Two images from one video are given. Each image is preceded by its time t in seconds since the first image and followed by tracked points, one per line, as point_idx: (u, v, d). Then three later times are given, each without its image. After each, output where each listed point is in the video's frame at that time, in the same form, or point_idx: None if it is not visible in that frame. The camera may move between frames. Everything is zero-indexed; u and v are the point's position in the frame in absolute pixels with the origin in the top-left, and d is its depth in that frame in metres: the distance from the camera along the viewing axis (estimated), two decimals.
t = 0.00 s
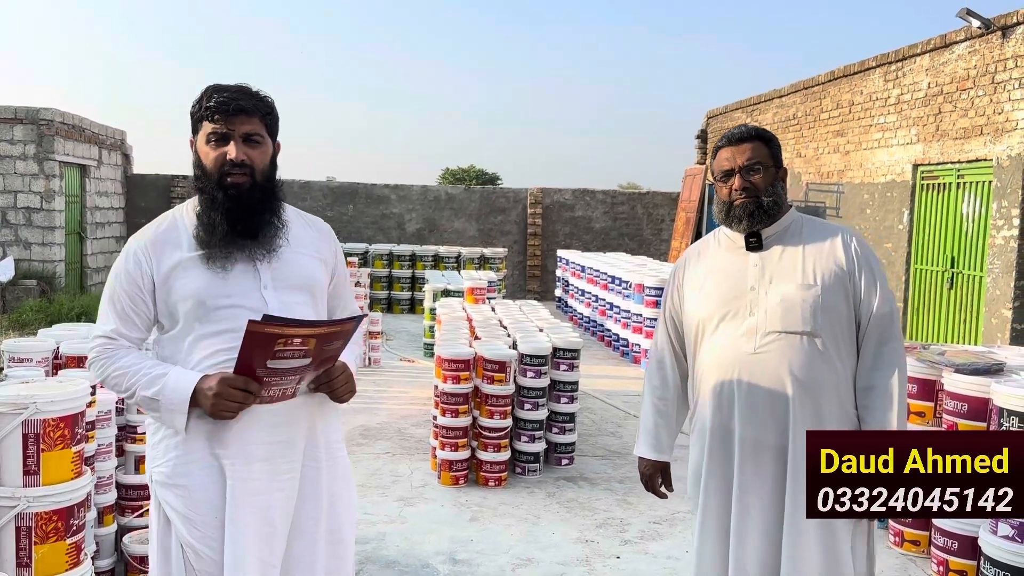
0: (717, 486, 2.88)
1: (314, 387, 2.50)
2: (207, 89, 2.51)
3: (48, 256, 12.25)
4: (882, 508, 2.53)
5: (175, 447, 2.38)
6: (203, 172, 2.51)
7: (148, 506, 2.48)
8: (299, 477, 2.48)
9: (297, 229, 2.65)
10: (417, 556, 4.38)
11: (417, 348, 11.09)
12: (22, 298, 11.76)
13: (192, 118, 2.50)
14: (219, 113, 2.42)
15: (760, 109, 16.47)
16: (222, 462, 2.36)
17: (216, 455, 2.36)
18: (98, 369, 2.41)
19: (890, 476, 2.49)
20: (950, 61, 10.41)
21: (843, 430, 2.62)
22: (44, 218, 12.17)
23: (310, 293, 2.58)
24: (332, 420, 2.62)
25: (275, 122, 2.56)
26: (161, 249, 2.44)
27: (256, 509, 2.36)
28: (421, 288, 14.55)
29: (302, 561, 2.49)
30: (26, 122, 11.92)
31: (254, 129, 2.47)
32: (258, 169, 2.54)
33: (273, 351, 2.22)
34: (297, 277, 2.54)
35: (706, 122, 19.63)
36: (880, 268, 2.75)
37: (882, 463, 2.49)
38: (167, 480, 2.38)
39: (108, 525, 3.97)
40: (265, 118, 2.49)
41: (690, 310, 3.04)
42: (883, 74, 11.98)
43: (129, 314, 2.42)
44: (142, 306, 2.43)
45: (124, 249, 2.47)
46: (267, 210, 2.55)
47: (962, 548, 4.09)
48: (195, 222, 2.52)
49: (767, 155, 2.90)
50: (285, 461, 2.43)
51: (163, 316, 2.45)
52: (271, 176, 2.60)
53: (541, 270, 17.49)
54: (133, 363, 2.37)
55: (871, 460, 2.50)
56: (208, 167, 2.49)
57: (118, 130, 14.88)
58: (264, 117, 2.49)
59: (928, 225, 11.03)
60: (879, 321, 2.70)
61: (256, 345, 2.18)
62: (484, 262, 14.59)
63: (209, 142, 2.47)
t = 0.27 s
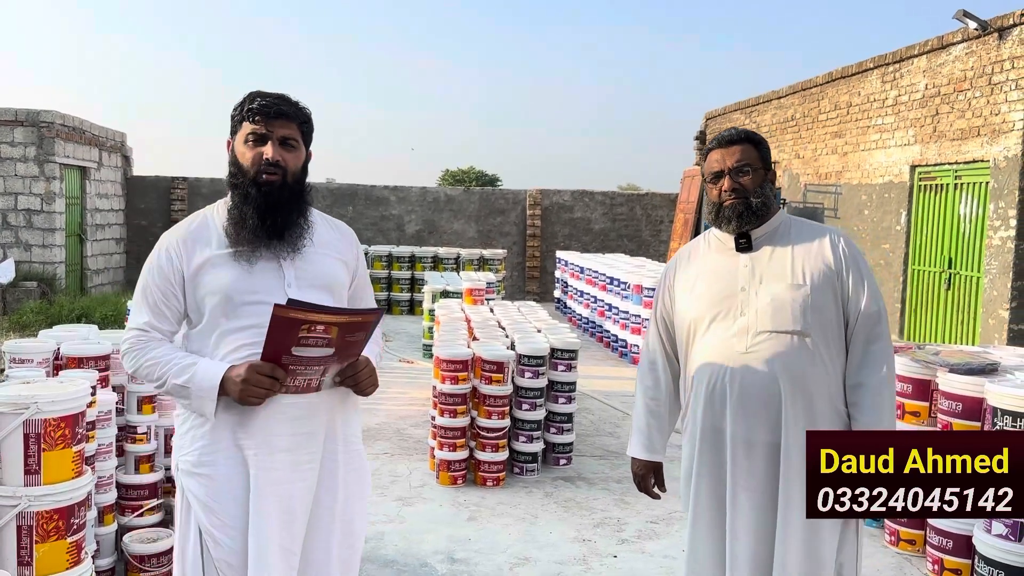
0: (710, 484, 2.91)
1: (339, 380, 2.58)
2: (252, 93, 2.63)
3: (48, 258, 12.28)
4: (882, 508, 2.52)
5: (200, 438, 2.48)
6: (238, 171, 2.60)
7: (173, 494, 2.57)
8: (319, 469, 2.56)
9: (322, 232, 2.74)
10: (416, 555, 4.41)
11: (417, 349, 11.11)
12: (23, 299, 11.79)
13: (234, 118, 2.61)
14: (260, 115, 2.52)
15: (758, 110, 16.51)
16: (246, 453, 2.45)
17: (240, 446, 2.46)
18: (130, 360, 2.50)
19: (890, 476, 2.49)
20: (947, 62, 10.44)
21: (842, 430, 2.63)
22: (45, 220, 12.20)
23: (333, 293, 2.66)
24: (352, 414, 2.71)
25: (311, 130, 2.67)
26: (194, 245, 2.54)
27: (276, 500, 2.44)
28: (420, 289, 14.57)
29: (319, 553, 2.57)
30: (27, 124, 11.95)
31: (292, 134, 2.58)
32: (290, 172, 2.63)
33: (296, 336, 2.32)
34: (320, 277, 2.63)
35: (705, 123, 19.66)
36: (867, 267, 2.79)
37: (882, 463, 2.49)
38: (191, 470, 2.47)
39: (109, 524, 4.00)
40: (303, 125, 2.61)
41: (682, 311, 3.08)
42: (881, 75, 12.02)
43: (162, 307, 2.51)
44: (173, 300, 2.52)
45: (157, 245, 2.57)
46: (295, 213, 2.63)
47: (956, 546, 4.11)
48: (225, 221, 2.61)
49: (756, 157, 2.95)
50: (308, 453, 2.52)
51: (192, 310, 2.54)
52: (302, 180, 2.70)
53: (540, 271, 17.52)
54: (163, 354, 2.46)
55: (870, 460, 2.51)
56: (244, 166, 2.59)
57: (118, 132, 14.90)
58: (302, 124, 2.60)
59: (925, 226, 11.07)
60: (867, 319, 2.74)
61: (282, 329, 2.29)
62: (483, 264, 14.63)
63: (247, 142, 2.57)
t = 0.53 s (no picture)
0: (704, 481, 2.96)
1: (371, 359, 2.64)
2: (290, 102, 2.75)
3: (51, 260, 12.34)
4: (882, 509, 2.55)
5: (225, 430, 2.62)
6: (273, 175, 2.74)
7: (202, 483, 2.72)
8: (338, 465, 2.68)
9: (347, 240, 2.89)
10: (416, 553, 4.46)
11: (417, 350, 11.16)
12: (26, 301, 11.85)
13: (273, 127, 2.75)
14: (298, 125, 2.65)
15: (758, 112, 16.57)
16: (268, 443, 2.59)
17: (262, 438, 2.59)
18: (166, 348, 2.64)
19: (890, 476, 2.52)
20: (945, 64, 10.49)
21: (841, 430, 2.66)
22: (47, 222, 12.26)
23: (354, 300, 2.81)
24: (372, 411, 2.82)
25: (344, 140, 2.80)
26: (228, 244, 2.69)
27: (295, 493, 2.57)
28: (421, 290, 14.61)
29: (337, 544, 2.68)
30: (30, 127, 12.02)
31: (326, 144, 2.71)
32: (323, 180, 2.76)
33: (317, 295, 2.51)
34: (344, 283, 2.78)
35: (705, 125, 19.71)
36: (856, 268, 2.84)
37: (882, 463, 2.52)
38: (216, 461, 2.62)
39: (113, 522, 4.06)
40: (337, 136, 2.73)
41: (675, 311, 3.12)
42: (880, 77, 12.06)
43: (196, 301, 2.66)
44: (207, 295, 2.67)
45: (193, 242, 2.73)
46: (324, 218, 2.77)
47: (950, 544, 4.16)
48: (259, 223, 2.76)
49: (747, 160, 3.00)
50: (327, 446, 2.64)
51: (223, 307, 2.69)
52: (334, 189, 2.84)
53: (541, 272, 17.57)
54: (197, 344, 2.60)
55: (871, 460, 2.54)
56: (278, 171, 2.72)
57: (120, 135, 14.96)
58: (336, 135, 2.72)
59: (924, 227, 11.12)
60: (857, 319, 2.79)
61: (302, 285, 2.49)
62: (484, 266, 14.67)
63: (284, 150, 2.71)
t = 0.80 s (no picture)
0: (702, 478, 3.01)
1: (385, 387, 2.81)
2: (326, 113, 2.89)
3: (57, 263, 12.43)
4: (882, 508, 2.60)
5: (245, 421, 2.75)
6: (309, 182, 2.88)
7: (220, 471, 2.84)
8: (353, 460, 2.82)
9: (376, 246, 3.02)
10: (419, 552, 4.52)
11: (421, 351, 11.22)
12: (31, 304, 11.93)
13: (307, 136, 2.88)
14: (331, 135, 2.78)
15: (759, 115, 16.61)
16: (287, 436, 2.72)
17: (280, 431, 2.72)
18: (195, 337, 2.79)
19: (890, 475, 2.57)
20: (945, 67, 10.53)
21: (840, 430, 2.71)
22: (53, 225, 12.34)
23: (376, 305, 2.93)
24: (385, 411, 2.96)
25: (376, 149, 2.92)
26: (261, 244, 2.83)
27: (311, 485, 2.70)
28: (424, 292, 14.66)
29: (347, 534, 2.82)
30: (35, 131, 12.11)
31: (358, 152, 2.83)
32: (355, 186, 2.89)
33: (349, 332, 2.61)
34: (367, 289, 2.91)
35: (707, 127, 19.76)
36: (849, 269, 2.91)
37: (882, 463, 2.57)
38: (236, 450, 2.75)
39: (121, 520, 4.13)
40: (368, 145, 2.86)
41: (672, 312, 3.18)
42: (881, 80, 12.10)
43: (226, 295, 2.80)
44: (236, 290, 2.81)
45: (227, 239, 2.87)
46: (355, 223, 2.89)
47: (948, 542, 4.21)
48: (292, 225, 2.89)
49: (742, 164, 3.06)
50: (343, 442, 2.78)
51: (250, 303, 2.83)
52: (364, 195, 2.97)
53: (543, 274, 17.63)
54: (224, 338, 2.74)
55: (871, 460, 2.58)
56: (314, 179, 2.86)
57: (125, 138, 15.05)
58: (367, 144, 2.85)
59: (925, 229, 11.16)
60: (851, 319, 2.86)
61: (338, 324, 2.59)
62: (486, 268, 14.72)
63: (319, 158, 2.84)
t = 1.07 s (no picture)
0: (704, 477, 3.04)
1: (395, 396, 2.86)
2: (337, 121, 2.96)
3: (63, 265, 12.51)
4: (883, 508, 2.63)
5: (256, 417, 2.81)
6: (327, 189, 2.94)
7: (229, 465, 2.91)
8: (358, 460, 2.87)
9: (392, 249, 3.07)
10: (424, 552, 4.56)
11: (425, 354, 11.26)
12: (39, 306, 12.01)
13: (324, 143, 2.95)
14: (344, 142, 2.84)
15: (763, 117, 16.64)
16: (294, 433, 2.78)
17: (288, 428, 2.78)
18: (212, 333, 2.85)
19: (890, 476, 2.60)
20: (947, 70, 10.56)
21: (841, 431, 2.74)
22: (59, 228, 12.42)
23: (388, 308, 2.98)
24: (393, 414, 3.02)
25: (388, 152, 2.98)
26: (279, 244, 2.89)
27: (316, 483, 2.75)
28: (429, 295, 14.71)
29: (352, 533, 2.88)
30: (42, 135, 12.20)
31: (371, 157, 2.90)
32: (371, 190, 2.96)
33: (367, 346, 2.64)
34: (381, 291, 2.95)
35: (710, 130, 19.78)
36: (849, 272, 2.95)
37: (883, 463, 2.60)
38: (245, 443, 2.81)
39: (130, 521, 4.19)
40: (381, 149, 2.93)
41: (675, 315, 3.22)
42: (884, 82, 12.13)
43: (244, 292, 2.86)
44: (253, 289, 2.87)
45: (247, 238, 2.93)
46: (373, 225, 2.95)
47: (949, 543, 4.23)
48: (310, 229, 2.94)
49: (740, 169, 3.10)
50: (349, 442, 2.83)
51: (267, 301, 2.89)
52: (382, 198, 3.03)
53: (547, 277, 17.67)
54: (241, 334, 2.80)
55: (871, 460, 2.61)
56: (330, 185, 2.92)
57: (131, 142, 15.13)
58: (379, 147, 2.91)
59: (928, 232, 11.18)
60: (851, 321, 2.91)
61: (357, 337, 2.62)
62: (491, 270, 14.75)
63: (334, 166, 2.91)
